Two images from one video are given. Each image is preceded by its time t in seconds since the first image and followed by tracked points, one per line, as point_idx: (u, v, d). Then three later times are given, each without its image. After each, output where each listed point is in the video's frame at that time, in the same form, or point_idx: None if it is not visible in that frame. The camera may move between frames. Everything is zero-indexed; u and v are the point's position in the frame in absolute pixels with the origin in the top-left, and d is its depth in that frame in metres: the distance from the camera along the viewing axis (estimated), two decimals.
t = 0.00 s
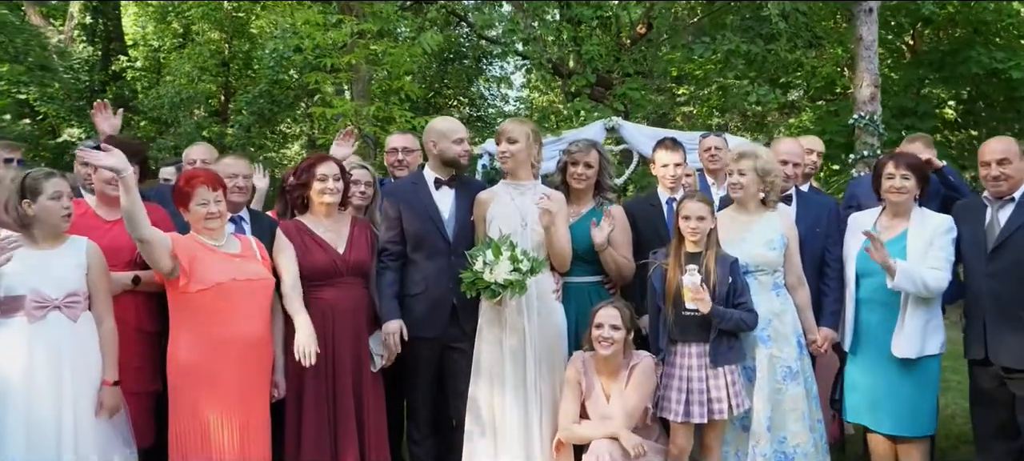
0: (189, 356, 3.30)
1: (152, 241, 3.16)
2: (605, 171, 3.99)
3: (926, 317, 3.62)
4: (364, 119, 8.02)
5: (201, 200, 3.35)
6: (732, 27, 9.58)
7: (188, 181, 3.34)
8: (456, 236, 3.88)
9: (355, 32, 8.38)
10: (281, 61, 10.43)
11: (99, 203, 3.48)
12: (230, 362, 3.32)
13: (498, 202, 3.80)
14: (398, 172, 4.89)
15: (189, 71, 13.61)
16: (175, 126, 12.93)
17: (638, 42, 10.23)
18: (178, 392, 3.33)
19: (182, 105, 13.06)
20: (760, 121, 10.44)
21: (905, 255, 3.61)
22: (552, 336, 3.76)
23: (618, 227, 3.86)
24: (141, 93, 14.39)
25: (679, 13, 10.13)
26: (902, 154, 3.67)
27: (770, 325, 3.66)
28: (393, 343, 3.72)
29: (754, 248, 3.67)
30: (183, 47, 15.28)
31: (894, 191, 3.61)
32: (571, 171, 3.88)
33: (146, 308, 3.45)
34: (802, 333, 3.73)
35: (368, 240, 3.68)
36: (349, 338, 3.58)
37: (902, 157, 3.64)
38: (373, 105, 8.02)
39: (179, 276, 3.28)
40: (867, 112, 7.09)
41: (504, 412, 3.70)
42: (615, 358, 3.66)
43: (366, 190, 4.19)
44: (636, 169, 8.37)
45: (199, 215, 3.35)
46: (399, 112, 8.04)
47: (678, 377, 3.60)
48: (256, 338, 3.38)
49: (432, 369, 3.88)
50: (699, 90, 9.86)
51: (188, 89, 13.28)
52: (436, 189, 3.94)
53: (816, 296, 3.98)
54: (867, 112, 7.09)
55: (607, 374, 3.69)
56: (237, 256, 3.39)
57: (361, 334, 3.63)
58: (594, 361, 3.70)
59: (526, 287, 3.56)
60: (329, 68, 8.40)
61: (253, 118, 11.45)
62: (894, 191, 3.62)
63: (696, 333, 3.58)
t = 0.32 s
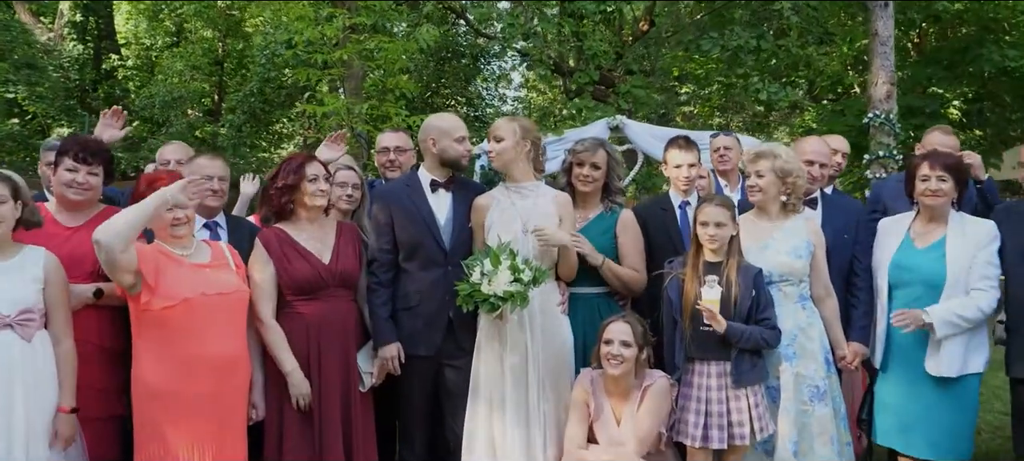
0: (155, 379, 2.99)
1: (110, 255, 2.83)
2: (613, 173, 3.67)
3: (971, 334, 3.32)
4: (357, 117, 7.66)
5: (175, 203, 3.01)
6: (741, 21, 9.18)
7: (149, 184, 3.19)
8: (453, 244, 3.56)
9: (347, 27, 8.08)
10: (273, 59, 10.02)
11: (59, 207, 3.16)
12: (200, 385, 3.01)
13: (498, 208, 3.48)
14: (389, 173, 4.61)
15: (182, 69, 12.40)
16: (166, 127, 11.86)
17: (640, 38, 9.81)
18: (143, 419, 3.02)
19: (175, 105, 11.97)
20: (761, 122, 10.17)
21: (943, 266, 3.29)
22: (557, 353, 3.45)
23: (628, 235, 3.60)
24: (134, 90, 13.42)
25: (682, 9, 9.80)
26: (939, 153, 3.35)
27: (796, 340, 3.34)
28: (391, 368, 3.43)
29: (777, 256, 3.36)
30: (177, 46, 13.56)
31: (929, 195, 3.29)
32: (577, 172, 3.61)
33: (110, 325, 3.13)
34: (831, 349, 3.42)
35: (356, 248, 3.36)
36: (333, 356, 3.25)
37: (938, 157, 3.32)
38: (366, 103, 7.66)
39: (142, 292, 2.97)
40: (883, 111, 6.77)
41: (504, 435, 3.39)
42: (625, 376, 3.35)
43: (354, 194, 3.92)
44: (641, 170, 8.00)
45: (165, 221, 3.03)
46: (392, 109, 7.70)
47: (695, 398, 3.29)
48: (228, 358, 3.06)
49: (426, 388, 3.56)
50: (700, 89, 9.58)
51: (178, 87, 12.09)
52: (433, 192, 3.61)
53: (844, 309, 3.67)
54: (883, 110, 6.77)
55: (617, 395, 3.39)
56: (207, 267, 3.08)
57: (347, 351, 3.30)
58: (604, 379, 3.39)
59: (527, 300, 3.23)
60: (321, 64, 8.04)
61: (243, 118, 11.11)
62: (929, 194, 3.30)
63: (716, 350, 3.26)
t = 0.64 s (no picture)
0: (115, 401, 2.68)
1: (57, 265, 2.55)
2: (618, 172, 3.36)
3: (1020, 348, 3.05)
4: (348, 114, 7.33)
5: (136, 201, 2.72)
6: (748, 14, 8.87)
7: (116, 182, 2.73)
8: (449, 248, 3.25)
9: (338, 19, 7.75)
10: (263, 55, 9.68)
11: (13, 211, 2.84)
12: (166, 408, 2.70)
13: (494, 208, 3.15)
14: (379, 171, 4.33)
15: (173, 66, 11.94)
16: (157, 126, 11.32)
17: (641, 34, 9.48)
18: (100, 445, 2.71)
19: (165, 104, 11.49)
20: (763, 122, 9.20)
21: (989, 272, 3.03)
22: (562, 368, 3.15)
23: (639, 240, 3.30)
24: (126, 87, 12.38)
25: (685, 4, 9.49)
26: (985, 150, 3.10)
27: (824, 354, 3.04)
28: (384, 384, 3.15)
29: (803, 261, 3.07)
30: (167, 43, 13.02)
31: (981, 196, 3.03)
32: (579, 169, 3.33)
33: (67, 339, 2.82)
34: (861, 364, 3.12)
35: (340, 252, 3.05)
36: (316, 372, 2.95)
37: (987, 155, 3.07)
38: (356, 100, 7.31)
39: (101, 304, 2.66)
40: (897, 107, 6.49)
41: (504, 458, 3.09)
42: (636, 394, 3.06)
43: (341, 193, 3.61)
44: (643, 169, 7.66)
45: (138, 221, 2.73)
46: (382, 105, 7.37)
47: (714, 418, 2.99)
48: (198, 376, 2.75)
49: (419, 407, 3.26)
50: (700, 89, 9.15)
51: (168, 87, 11.51)
52: (429, 191, 3.31)
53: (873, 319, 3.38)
54: (898, 107, 6.48)
55: (627, 415, 3.09)
56: (175, 274, 2.78)
57: (330, 366, 2.99)
58: (613, 397, 3.10)
59: (521, 309, 2.94)
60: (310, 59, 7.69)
61: (232, 116, 10.76)
62: (978, 195, 3.04)
63: (736, 366, 2.97)
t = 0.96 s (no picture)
0: (68, 433, 2.39)
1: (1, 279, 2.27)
2: (630, 174, 3.04)
3: None
4: (339, 112, 7.09)
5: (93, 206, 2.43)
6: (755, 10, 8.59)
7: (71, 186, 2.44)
8: (445, 256, 2.96)
9: (330, 12, 7.45)
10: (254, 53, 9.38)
11: None
12: (126, 440, 2.42)
13: (493, 213, 2.86)
14: (368, 172, 4.06)
15: (166, 65, 11.30)
16: (149, 126, 10.97)
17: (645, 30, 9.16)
18: None
19: (157, 104, 11.09)
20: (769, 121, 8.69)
21: None
22: (566, 388, 2.87)
23: (654, 249, 3.02)
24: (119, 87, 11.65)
25: None
26: None
27: (856, 374, 2.77)
28: (371, 405, 2.85)
29: (834, 271, 2.79)
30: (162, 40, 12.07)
31: None
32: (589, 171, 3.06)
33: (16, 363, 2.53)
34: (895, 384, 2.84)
35: (321, 263, 2.76)
36: (295, 394, 2.66)
37: None
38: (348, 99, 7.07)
39: (52, 323, 2.38)
40: (913, 105, 6.22)
41: None
42: (647, 417, 2.76)
43: (324, 196, 3.32)
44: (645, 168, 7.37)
45: (96, 229, 2.44)
46: (376, 103, 7.05)
47: (736, 444, 2.68)
48: (161, 403, 2.46)
49: (409, 431, 2.98)
50: (700, 88, 8.58)
51: (160, 86, 11.02)
52: (424, 194, 3.02)
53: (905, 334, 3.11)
54: (913, 105, 6.20)
55: (639, 441, 2.78)
56: (137, 288, 2.49)
57: (311, 388, 2.69)
58: (625, 418, 2.80)
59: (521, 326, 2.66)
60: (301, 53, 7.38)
61: (223, 115, 10.44)
62: None
63: (759, 388, 2.68)
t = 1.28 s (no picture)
0: None
1: None
2: (659, 172, 2.76)
3: None
4: (333, 107, 6.86)
5: (48, 212, 2.15)
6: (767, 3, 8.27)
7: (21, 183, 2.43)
8: (449, 260, 2.68)
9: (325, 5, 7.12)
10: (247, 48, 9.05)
11: None
12: None
13: (503, 212, 2.58)
14: (363, 168, 3.79)
15: (159, 63, 10.88)
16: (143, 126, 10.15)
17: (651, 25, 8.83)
18: None
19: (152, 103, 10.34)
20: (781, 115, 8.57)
21: None
22: (580, 405, 2.60)
23: (681, 254, 2.74)
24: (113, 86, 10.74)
25: None
26: None
27: (903, 392, 2.49)
28: (366, 426, 2.61)
29: (879, 277, 2.52)
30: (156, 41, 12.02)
31: None
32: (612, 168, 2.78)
33: None
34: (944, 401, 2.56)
35: (308, 268, 2.47)
36: (280, 413, 2.38)
37: None
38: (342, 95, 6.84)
39: None
40: (937, 100, 5.94)
41: None
42: (672, 440, 2.44)
43: (313, 194, 3.04)
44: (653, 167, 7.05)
45: (46, 232, 2.17)
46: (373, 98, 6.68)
47: None
48: (124, 425, 2.18)
49: (407, 453, 2.71)
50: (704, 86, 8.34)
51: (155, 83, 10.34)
52: (426, 191, 2.73)
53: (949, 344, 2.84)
54: (937, 100, 5.91)
55: None
56: (99, 297, 2.22)
57: (296, 407, 2.41)
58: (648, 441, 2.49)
59: (541, 336, 2.42)
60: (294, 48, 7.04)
61: (215, 113, 10.15)
62: None
63: (798, 407, 2.40)
